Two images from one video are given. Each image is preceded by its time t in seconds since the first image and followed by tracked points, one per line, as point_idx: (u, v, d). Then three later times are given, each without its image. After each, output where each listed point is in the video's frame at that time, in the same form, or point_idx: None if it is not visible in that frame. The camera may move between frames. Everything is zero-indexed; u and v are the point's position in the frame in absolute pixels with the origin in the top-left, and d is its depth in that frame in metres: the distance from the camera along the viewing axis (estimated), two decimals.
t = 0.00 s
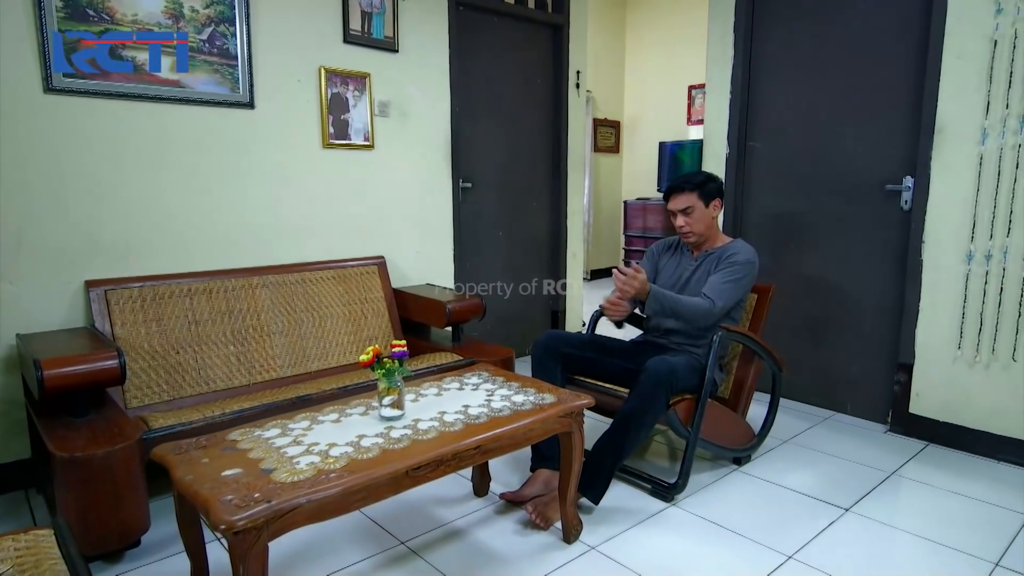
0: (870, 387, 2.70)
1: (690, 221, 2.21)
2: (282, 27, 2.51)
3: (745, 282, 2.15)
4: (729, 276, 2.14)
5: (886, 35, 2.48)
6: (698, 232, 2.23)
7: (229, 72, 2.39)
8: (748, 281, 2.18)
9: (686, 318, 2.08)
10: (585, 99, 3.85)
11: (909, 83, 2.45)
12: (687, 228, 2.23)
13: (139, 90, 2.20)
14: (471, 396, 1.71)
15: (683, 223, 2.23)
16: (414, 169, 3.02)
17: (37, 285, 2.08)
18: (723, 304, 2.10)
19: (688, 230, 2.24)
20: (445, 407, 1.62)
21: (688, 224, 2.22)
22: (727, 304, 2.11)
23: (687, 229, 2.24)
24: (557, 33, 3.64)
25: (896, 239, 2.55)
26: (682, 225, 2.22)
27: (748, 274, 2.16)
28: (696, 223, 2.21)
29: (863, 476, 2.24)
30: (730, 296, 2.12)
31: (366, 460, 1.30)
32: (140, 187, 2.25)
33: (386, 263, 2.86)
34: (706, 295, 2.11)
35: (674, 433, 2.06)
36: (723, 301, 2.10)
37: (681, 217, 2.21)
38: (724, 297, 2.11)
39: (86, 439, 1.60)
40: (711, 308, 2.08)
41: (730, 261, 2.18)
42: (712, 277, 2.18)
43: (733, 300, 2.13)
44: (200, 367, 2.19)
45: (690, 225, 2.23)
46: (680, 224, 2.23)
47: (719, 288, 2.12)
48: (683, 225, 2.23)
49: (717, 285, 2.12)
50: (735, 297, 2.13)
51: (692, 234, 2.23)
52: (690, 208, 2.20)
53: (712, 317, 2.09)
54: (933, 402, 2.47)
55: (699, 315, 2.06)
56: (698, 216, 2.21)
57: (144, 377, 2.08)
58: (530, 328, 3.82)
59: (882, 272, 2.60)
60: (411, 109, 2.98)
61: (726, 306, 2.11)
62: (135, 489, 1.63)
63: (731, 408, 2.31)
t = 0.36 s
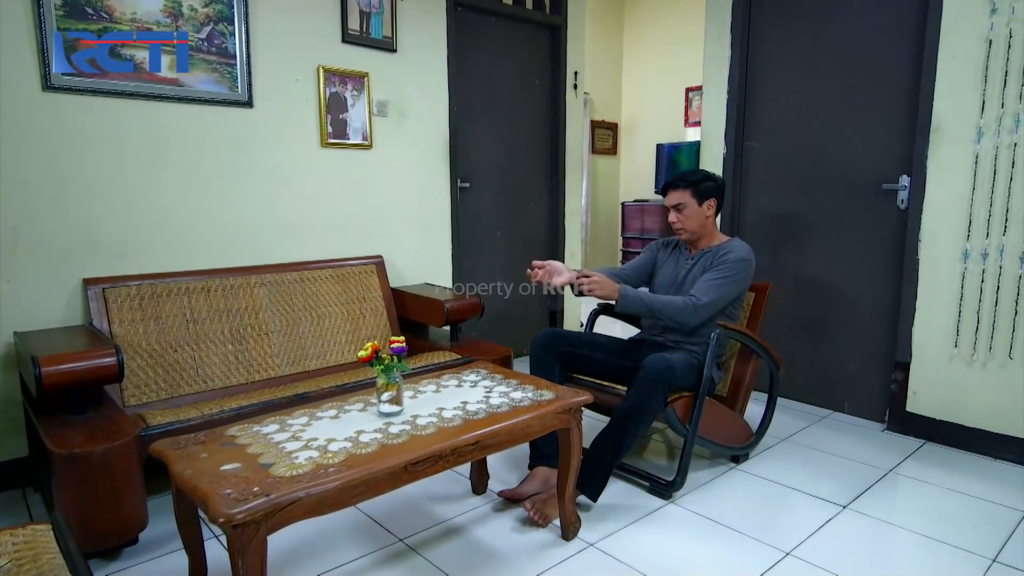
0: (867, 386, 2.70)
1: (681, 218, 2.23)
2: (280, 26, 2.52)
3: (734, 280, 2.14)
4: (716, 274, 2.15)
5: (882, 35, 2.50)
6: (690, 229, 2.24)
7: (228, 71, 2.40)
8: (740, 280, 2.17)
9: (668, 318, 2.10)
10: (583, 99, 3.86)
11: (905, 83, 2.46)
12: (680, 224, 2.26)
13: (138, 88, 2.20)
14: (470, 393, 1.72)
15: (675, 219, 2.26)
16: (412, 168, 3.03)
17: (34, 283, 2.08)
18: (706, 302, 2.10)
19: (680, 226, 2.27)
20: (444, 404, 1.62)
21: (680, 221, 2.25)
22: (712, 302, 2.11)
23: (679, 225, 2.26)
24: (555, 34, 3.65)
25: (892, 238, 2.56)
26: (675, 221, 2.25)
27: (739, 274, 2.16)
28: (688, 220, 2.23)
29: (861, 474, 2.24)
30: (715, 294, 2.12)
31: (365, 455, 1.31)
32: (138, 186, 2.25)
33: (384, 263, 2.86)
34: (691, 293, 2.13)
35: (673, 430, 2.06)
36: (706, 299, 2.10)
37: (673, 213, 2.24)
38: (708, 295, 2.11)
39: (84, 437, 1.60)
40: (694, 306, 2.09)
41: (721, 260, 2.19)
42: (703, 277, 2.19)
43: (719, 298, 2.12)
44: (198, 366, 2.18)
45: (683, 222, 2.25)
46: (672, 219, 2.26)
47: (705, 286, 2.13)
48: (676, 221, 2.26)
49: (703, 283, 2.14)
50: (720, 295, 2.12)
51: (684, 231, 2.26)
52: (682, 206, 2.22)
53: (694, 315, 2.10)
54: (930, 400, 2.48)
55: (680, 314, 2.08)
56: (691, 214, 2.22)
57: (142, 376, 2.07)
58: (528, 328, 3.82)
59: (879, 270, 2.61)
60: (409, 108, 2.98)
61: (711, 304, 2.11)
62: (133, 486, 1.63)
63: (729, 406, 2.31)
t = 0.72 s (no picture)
0: (868, 386, 2.70)
1: (679, 218, 2.24)
2: (281, 27, 2.52)
3: (733, 279, 2.14)
4: (715, 272, 2.15)
5: (882, 36, 2.50)
6: (689, 229, 2.25)
7: (229, 70, 2.40)
8: (739, 278, 2.16)
9: (668, 318, 2.11)
10: (583, 100, 3.86)
11: (905, 83, 2.47)
12: (678, 224, 2.26)
13: (139, 88, 2.20)
14: (472, 391, 1.71)
15: (673, 219, 2.26)
16: (412, 169, 3.03)
17: (34, 282, 2.08)
18: (706, 300, 2.10)
19: (679, 226, 2.27)
20: (445, 402, 1.62)
21: (678, 221, 2.25)
22: (711, 300, 2.11)
23: (678, 225, 2.27)
24: (555, 35, 3.65)
25: (893, 237, 2.56)
26: (673, 221, 2.26)
27: (739, 272, 2.15)
28: (687, 220, 2.23)
29: (863, 474, 2.24)
30: (714, 292, 2.11)
31: (366, 453, 1.30)
32: (138, 185, 2.24)
33: (384, 263, 2.85)
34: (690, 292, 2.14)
35: (674, 430, 2.06)
36: (705, 297, 2.10)
37: (671, 213, 2.24)
38: (707, 293, 2.11)
39: (84, 435, 1.59)
40: (693, 305, 2.10)
41: (720, 259, 2.19)
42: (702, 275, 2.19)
43: (719, 296, 2.12)
44: (198, 366, 2.18)
45: (681, 222, 2.25)
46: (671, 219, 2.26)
47: (704, 284, 2.13)
48: (674, 221, 2.27)
49: (701, 282, 2.14)
50: (719, 293, 2.12)
51: (682, 231, 2.26)
52: (680, 205, 2.23)
53: (694, 313, 2.10)
54: (931, 400, 2.47)
55: (679, 313, 2.10)
56: (689, 213, 2.23)
57: (141, 375, 2.06)
58: (528, 329, 3.82)
59: (879, 270, 2.61)
60: (409, 108, 2.98)
61: (710, 301, 2.11)
62: (133, 485, 1.63)
63: (730, 406, 2.31)
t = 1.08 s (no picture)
0: (867, 389, 2.70)
1: (675, 221, 2.24)
2: (279, 29, 2.52)
3: (734, 281, 2.14)
4: (716, 276, 2.15)
5: (879, 39, 2.51)
6: (685, 231, 2.24)
7: (227, 73, 2.39)
8: (740, 282, 2.17)
9: (671, 321, 2.11)
10: (581, 104, 3.87)
11: (902, 86, 2.48)
12: (675, 227, 2.26)
13: (136, 90, 2.19)
14: (471, 393, 1.70)
15: (670, 222, 2.26)
16: (410, 171, 3.02)
17: (31, 285, 2.06)
18: (709, 304, 2.10)
19: (675, 229, 2.27)
20: (445, 405, 1.61)
21: (674, 223, 2.25)
22: (714, 304, 2.11)
23: (674, 228, 2.27)
24: (552, 39, 3.66)
25: (891, 240, 2.57)
26: (669, 224, 2.26)
27: (739, 276, 2.16)
28: (682, 222, 2.23)
29: (863, 476, 2.23)
30: (716, 296, 2.12)
31: (366, 455, 1.29)
32: (136, 187, 2.23)
33: (382, 266, 2.84)
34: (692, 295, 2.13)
35: (674, 432, 2.05)
36: (708, 301, 2.11)
37: (667, 216, 2.25)
38: (709, 297, 2.11)
39: (80, 439, 1.58)
40: (696, 308, 2.09)
41: (720, 262, 2.18)
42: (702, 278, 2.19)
43: (720, 300, 2.12)
44: (195, 369, 2.16)
45: (677, 225, 2.25)
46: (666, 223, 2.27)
47: (705, 288, 2.13)
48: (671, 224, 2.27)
49: (703, 285, 2.14)
50: (721, 296, 2.12)
51: (679, 234, 2.26)
52: (675, 208, 2.23)
53: (697, 316, 2.10)
54: (930, 403, 2.47)
55: (682, 318, 2.10)
56: (684, 216, 2.23)
57: (138, 379, 2.05)
58: (527, 333, 3.81)
59: (877, 272, 2.61)
60: (407, 111, 2.98)
61: (712, 306, 2.11)
62: (130, 489, 1.61)
63: (729, 408, 2.30)
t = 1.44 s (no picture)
0: (866, 391, 2.70)
1: (707, 216, 2.21)
2: (277, 32, 2.51)
3: (736, 280, 2.15)
4: (718, 273, 2.15)
5: (876, 43, 2.53)
6: (709, 229, 2.23)
7: (225, 75, 2.39)
8: (741, 281, 2.17)
9: (678, 318, 2.08)
10: (579, 107, 3.87)
11: (899, 89, 2.49)
12: (701, 223, 2.23)
13: (135, 92, 2.19)
14: (471, 395, 1.70)
15: (698, 218, 2.22)
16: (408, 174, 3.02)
17: (28, 288, 2.05)
18: (714, 301, 2.09)
19: (702, 225, 2.23)
20: (445, 406, 1.60)
21: (705, 219, 2.22)
22: (719, 301, 2.10)
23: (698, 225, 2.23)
24: (550, 43, 3.67)
25: (889, 242, 2.57)
26: (699, 219, 2.21)
27: (741, 274, 2.16)
28: (709, 219, 2.23)
29: (862, 479, 2.23)
30: (720, 293, 2.11)
31: (366, 456, 1.29)
32: (134, 190, 2.23)
33: (381, 269, 2.84)
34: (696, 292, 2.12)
35: (674, 434, 2.05)
36: (713, 298, 2.09)
37: (697, 211, 2.21)
38: (714, 294, 2.10)
39: (77, 441, 1.57)
40: (702, 305, 2.08)
41: (718, 261, 2.19)
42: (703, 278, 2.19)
43: (725, 297, 2.12)
44: (193, 372, 2.15)
45: (704, 222, 2.23)
46: (696, 217, 2.21)
47: (709, 285, 2.12)
48: (698, 221, 2.22)
49: (706, 282, 2.14)
50: (725, 294, 2.12)
51: (705, 231, 2.23)
52: (706, 204, 2.21)
53: (703, 314, 2.08)
54: (929, 404, 2.47)
55: (688, 315, 2.07)
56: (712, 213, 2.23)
57: (136, 382, 2.04)
58: (525, 336, 3.81)
59: (876, 275, 2.61)
60: (406, 114, 2.98)
61: (718, 303, 2.10)
62: (128, 492, 1.60)
63: (729, 410, 2.30)
